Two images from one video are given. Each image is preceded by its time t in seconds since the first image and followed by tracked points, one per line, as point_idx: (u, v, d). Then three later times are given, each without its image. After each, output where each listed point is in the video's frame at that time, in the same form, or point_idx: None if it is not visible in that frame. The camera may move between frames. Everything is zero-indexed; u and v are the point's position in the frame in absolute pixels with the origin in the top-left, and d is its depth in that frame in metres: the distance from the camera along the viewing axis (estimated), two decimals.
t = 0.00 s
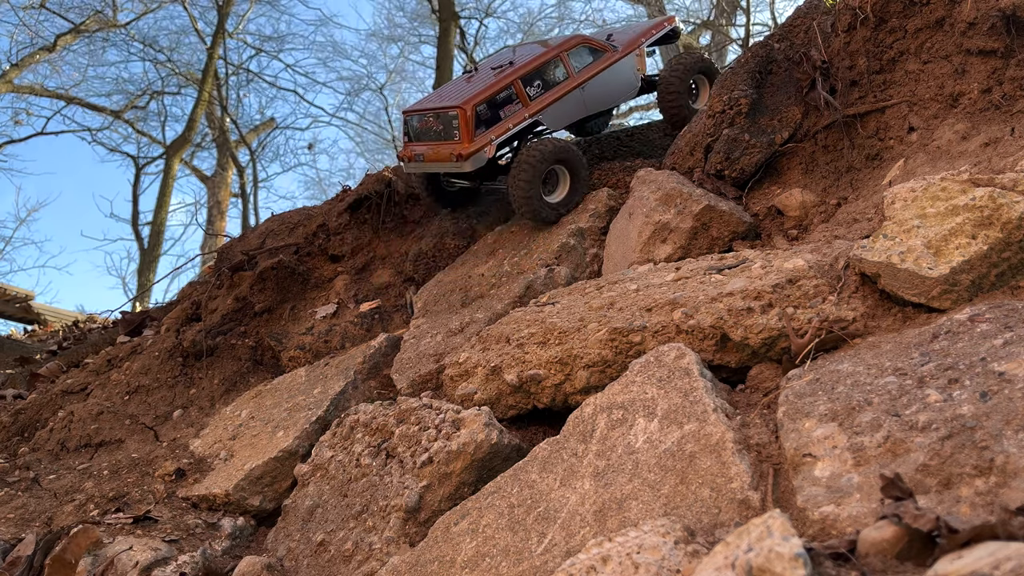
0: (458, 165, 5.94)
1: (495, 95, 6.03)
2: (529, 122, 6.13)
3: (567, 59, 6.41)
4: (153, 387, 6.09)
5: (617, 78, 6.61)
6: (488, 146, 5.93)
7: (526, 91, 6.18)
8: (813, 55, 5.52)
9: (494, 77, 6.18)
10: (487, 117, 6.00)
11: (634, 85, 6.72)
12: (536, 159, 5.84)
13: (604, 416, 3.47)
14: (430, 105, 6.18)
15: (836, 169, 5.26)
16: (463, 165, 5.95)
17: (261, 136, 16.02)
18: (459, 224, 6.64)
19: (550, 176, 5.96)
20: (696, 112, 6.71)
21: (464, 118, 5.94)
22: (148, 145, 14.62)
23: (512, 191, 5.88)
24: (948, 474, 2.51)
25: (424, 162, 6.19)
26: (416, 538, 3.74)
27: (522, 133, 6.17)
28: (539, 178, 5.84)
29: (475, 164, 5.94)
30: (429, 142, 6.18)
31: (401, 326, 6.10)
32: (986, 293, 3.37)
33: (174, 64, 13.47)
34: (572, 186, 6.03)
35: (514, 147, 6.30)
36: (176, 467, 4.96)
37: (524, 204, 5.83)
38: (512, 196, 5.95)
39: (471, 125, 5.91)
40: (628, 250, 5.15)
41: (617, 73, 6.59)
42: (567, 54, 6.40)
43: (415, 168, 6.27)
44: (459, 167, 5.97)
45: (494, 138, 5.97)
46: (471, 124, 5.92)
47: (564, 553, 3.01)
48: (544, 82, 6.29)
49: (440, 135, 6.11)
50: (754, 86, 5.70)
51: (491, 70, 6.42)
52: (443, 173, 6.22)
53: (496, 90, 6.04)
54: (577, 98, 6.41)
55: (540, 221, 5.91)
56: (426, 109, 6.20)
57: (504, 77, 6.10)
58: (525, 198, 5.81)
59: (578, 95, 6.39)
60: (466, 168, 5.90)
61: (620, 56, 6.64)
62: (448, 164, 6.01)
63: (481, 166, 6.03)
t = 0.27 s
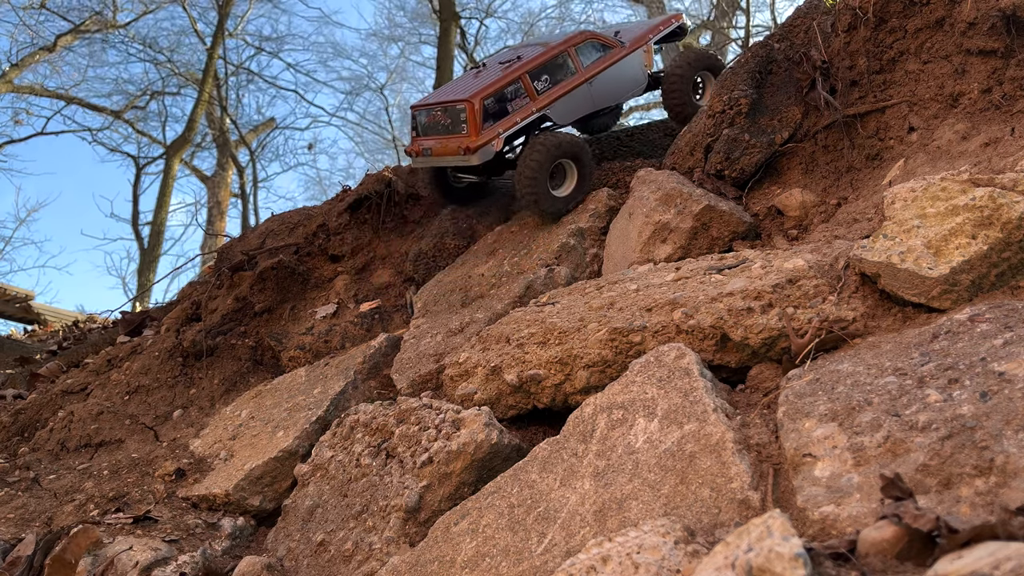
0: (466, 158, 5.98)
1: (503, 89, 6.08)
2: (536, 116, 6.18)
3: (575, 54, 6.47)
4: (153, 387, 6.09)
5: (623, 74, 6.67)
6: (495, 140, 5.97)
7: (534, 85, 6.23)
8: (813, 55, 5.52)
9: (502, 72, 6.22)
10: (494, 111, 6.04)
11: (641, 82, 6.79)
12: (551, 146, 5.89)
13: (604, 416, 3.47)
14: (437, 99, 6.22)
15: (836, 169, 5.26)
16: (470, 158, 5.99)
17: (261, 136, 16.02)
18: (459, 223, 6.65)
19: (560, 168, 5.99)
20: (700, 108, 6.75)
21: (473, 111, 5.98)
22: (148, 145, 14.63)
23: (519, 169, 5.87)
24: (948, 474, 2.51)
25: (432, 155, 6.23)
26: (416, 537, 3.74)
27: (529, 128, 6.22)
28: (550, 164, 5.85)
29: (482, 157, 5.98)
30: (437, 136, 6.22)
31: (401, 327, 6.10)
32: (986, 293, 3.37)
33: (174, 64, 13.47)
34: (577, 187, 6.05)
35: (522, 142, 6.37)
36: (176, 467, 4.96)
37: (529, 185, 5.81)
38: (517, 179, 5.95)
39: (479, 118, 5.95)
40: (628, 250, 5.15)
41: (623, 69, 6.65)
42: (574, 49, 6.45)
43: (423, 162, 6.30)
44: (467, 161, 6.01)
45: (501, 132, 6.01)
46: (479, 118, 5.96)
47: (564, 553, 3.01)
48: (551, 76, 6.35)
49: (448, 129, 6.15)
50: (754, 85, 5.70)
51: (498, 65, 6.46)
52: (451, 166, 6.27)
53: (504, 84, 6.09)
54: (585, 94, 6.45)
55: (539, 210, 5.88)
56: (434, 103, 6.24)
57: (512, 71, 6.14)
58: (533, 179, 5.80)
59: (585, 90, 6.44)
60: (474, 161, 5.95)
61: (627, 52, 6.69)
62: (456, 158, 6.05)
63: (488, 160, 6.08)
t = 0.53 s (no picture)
0: (475, 153, 6.00)
1: (511, 84, 6.11)
2: (544, 111, 6.21)
3: (581, 50, 6.51)
4: (153, 387, 6.09)
5: (630, 69, 6.72)
6: (504, 134, 5.99)
7: (541, 80, 6.27)
8: (813, 55, 5.52)
9: (510, 67, 6.26)
10: (503, 105, 6.07)
11: (647, 77, 6.84)
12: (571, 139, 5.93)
13: (604, 416, 3.47)
14: (446, 95, 6.25)
15: (836, 169, 5.26)
16: (479, 153, 6.02)
17: (261, 136, 16.01)
18: (459, 223, 6.65)
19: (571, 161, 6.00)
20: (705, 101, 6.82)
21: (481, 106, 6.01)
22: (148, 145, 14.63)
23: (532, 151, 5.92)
24: (948, 474, 2.51)
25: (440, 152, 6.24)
26: (416, 537, 3.74)
27: (537, 122, 6.26)
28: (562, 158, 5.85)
29: (491, 152, 6.00)
30: (445, 132, 6.24)
31: (402, 327, 6.10)
32: (986, 293, 3.37)
33: (174, 64, 13.47)
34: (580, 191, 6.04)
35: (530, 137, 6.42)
36: (176, 467, 4.96)
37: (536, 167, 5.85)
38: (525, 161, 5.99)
39: (487, 113, 5.97)
40: (628, 250, 5.15)
41: (630, 64, 6.70)
42: (581, 45, 6.50)
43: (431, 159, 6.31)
44: (475, 156, 6.03)
45: (510, 126, 6.04)
46: (488, 112, 5.99)
47: (564, 553, 3.01)
48: (558, 72, 6.39)
49: (456, 124, 6.18)
50: (754, 85, 5.69)
51: (505, 61, 6.50)
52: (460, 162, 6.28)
53: (512, 79, 6.12)
54: (592, 89, 6.49)
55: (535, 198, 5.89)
56: (442, 99, 6.27)
57: (520, 66, 6.18)
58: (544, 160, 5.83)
59: (592, 85, 6.48)
60: (482, 155, 5.97)
61: (633, 48, 6.74)
62: (465, 153, 6.07)
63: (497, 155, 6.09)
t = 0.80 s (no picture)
0: (482, 147, 6.08)
1: (518, 78, 6.19)
2: (550, 105, 6.30)
3: (586, 44, 6.60)
4: (153, 387, 6.09)
5: (634, 64, 6.81)
6: (511, 128, 6.08)
7: (547, 75, 6.36)
8: (813, 55, 5.53)
9: (515, 62, 6.34)
10: (509, 100, 6.15)
11: (651, 73, 6.93)
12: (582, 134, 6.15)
13: (604, 416, 3.47)
14: (452, 90, 6.32)
15: (836, 169, 5.26)
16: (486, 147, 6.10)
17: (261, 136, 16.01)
18: (459, 223, 6.65)
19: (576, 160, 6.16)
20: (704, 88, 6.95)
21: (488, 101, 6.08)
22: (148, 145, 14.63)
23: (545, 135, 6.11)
24: (948, 474, 2.51)
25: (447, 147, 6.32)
26: (416, 538, 3.74)
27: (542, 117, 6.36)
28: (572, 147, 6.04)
29: (498, 146, 6.09)
30: (452, 127, 6.31)
31: (402, 326, 6.10)
32: (986, 293, 3.37)
33: (174, 64, 13.47)
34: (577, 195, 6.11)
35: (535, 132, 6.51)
36: (177, 467, 4.96)
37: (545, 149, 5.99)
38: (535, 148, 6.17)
39: (494, 108, 6.05)
40: (628, 250, 5.16)
41: (634, 59, 6.80)
42: (586, 40, 6.58)
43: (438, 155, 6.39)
44: (483, 150, 6.11)
45: (517, 121, 6.13)
46: (495, 107, 6.06)
47: (564, 553, 3.01)
48: (563, 67, 6.48)
49: (463, 119, 6.25)
50: (754, 85, 5.69)
51: (511, 56, 6.58)
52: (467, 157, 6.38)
53: (519, 74, 6.20)
54: (596, 84, 6.59)
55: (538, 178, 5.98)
56: (449, 95, 6.34)
57: (526, 61, 6.25)
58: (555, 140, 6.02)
59: (597, 80, 6.58)
60: (490, 149, 6.05)
61: (636, 43, 6.84)
62: (472, 148, 6.15)
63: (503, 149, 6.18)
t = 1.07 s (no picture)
0: (490, 143, 6.07)
1: (524, 74, 6.18)
2: (557, 100, 6.28)
3: (593, 40, 6.58)
4: (153, 387, 6.09)
5: (641, 58, 6.78)
6: (518, 123, 6.06)
7: (554, 71, 6.35)
8: (813, 55, 5.54)
9: (521, 58, 6.33)
10: (516, 95, 6.14)
11: (659, 68, 6.90)
12: (598, 133, 6.15)
13: (604, 416, 3.47)
14: (459, 87, 6.32)
15: (836, 169, 5.26)
16: (494, 143, 6.08)
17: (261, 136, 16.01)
18: (459, 223, 6.65)
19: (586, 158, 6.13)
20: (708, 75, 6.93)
21: (495, 96, 6.08)
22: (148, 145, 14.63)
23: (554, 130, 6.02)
24: (948, 474, 2.51)
25: (455, 144, 6.33)
26: (416, 538, 3.74)
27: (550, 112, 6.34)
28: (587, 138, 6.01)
29: (506, 141, 6.07)
30: (460, 124, 6.32)
31: (402, 326, 6.09)
32: (986, 293, 3.37)
33: (174, 64, 13.47)
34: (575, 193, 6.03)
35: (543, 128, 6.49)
36: (176, 467, 4.96)
37: (559, 135, 5.95)
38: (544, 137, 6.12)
39: (501, 103, 6.04)
40: (628, 251, 5.16)
41: (641, 53, 6.78)
42: (592, 35, 6.56)
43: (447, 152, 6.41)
44: (491, 146, 6.10)
45: (524, 116, 6.11)
46: (502, 102, 6.06)
47: (564, 553, 3.01)
48: (570, 62, 6.46)
49: (470, 116, 6.24)
50: (754, 85, 5.69)
51: (517, 53, 6.57)
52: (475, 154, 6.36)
53: (525, 69, 6.20)
54: (604, 79, 6.56)
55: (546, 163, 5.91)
56: (455, 92, 6.34)
57: (532, 57, 6.25)
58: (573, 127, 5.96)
59: (604, 75, 6.55)
60: (497, 144, 6.04)
61: (643, 37, 6.81)
62: (480, 144, 6.14)
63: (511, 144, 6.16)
